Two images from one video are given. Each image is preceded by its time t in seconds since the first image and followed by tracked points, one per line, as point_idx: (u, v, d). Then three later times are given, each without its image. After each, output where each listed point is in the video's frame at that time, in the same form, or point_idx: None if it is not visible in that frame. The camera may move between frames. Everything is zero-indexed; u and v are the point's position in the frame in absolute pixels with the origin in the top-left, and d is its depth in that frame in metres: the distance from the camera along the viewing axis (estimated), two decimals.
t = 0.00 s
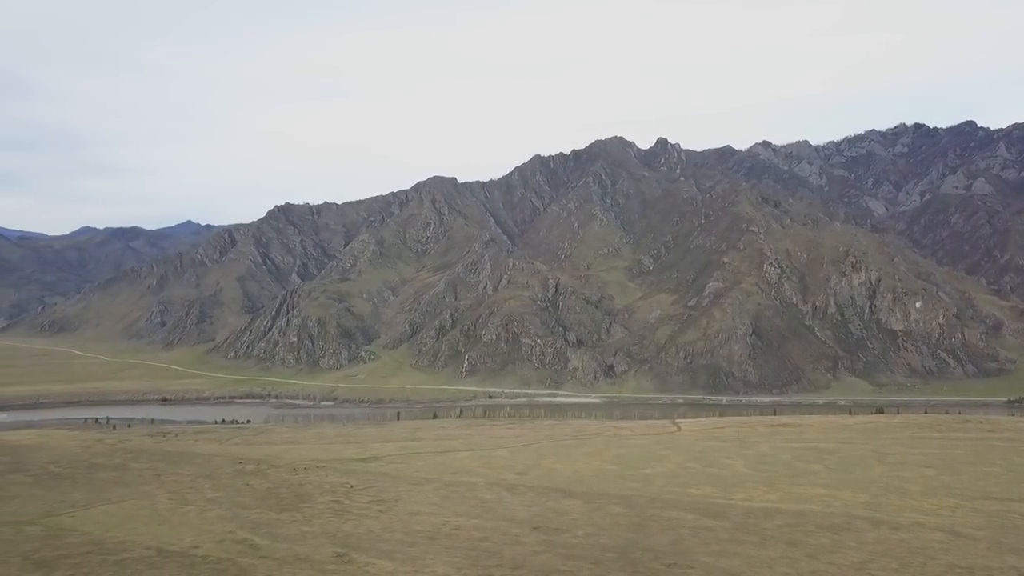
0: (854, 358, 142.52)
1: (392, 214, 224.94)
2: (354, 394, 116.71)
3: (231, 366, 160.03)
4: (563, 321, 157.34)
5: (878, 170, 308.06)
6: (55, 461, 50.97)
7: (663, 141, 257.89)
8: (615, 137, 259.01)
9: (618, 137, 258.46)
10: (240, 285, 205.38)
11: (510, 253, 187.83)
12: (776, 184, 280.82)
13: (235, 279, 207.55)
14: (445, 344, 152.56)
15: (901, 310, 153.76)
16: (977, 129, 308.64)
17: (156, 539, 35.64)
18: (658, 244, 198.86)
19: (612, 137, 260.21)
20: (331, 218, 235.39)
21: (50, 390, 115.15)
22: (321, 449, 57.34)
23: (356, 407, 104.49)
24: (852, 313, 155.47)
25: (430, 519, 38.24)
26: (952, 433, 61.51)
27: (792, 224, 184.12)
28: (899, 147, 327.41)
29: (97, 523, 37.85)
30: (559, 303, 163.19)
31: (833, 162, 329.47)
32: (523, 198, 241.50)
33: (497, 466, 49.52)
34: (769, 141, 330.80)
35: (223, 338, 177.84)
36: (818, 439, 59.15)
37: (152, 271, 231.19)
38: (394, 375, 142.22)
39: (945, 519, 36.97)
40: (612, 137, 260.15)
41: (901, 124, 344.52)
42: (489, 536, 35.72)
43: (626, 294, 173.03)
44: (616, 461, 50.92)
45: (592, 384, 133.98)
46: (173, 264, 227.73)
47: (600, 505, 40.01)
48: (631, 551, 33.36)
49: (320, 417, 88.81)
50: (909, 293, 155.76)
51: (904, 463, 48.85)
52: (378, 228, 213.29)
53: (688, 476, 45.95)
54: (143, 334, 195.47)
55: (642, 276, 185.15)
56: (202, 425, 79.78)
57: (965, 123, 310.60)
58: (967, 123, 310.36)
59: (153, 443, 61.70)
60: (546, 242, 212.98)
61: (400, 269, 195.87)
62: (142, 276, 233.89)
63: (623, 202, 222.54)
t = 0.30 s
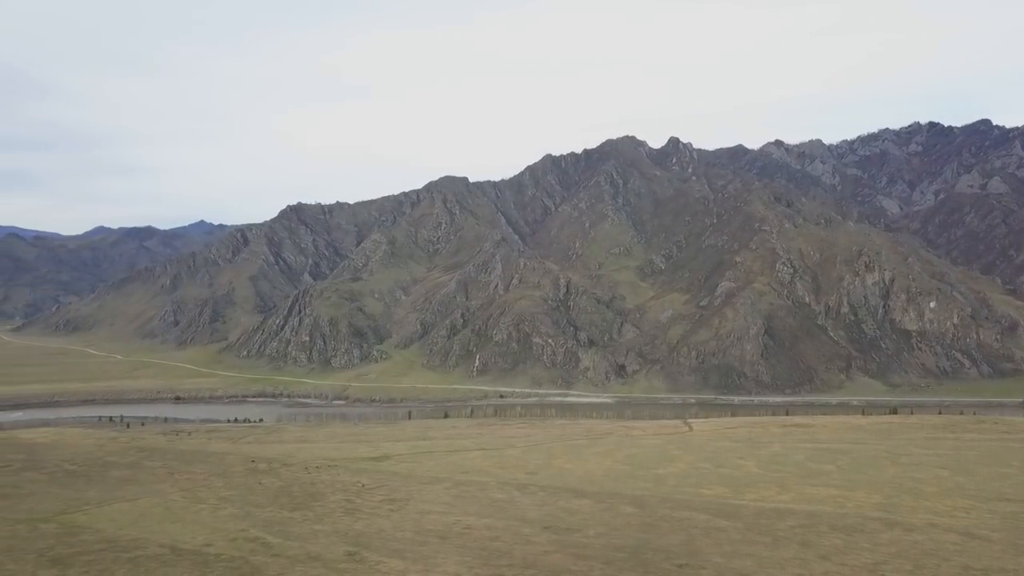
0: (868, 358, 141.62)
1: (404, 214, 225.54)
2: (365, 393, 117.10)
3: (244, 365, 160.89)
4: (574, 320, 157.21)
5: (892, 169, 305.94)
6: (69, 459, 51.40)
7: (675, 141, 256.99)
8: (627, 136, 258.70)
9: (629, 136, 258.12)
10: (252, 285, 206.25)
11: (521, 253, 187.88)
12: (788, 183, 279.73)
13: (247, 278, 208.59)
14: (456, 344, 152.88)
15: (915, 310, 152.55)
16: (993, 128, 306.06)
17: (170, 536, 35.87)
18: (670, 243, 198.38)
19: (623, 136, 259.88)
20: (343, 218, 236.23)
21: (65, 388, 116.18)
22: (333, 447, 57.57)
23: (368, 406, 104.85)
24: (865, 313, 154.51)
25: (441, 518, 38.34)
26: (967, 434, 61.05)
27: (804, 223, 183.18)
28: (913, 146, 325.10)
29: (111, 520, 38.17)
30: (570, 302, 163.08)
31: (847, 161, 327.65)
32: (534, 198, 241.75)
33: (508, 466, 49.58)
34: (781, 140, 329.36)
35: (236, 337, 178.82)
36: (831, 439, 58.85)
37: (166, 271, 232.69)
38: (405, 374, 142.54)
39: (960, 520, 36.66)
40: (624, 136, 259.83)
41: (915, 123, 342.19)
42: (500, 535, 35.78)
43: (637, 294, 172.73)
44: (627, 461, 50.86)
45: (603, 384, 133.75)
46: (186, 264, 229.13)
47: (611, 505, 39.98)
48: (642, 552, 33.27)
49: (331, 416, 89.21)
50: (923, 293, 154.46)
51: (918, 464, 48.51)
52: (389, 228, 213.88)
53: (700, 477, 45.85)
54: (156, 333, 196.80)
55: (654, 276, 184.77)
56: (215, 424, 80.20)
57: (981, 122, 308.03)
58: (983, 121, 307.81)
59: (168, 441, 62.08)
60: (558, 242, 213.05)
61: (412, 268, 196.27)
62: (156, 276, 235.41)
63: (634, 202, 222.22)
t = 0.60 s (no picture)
0: (881, 358, 140.73)
1: (415, 213, 225.94)
2: (377, 393, 117.30)
3: (256, 364, 161.68)
4: (585, 320, 156.99)
5: (906, 168, 303.69)
6: (84, 458, 51.80)
7: (686, 140, 256.11)
8: (638, 135, 258.17)
9: (641, 135, 257.60)
10: (264, 284, 207.06)
11: (531, 252, 187.74)
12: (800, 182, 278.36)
13: (260, 278, 209.54)
14: (468, 343, 153.09)
15: (929, 310, 151.27)
16: (1008, 126, 303.37)
17: (183, 534, 36.09)
18: (681, 243, 197.78)
19: (634, 135, 259.35)
20: (354, 218, 236.94)
21: (79, 387, 117.10)
22: (345, 446, 57.79)
23: (380, 405, 105.14)
24: (878, 313, 153.59)
25: (453, 517, 38.40)
26: (981, 435, 60.61)
27: (817, 223, 182.16)
28: (927, 145, 322.67)
29: (125, 518, 38.45)
30: (581, 302, 162.81)
31: (860, 160, 325.60)
32: (545, 197, 241.69)
33: (520, 465, 49.61)
34: (794, 139, 327.89)
35: (248, 336, 179.69)
36: (844, 439, 58.56)
37: (179, 270, 234.09)
38: (417, 374, 142.83)
39: (974, 522, 36.42)
40: (635, 135, 259.28)
41: (929, 121, 339.72)
42: (511, 534, 35.79)
43: (649, 293, 172.34)
44: (639, 461, 50.80)
45: (615, 384, 133.46)
46: (199, 263, 230.42)
47: (623, 505, 39.91)
48: (653, 552, 33.21)
49: (342, 415, 89.53)
50: (937, 293, 153.07)
51: (931, 465, 48.19)
52: (400, 228, 214.31)
53: (711, 477, 45.75)
54: (169, 332, 198.00)
55: (666, 276, 184.21)
56: (227, 423, 80.59)
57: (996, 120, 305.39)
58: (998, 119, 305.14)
59: (181, 440, 62.42)
60: (569, 241, 212.98)
61: (423, 268, 196.61)
62: (169, 275, 236.78)
63: (646, 200, 221.74)
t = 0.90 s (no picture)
0: (894, 358, 139.72)
1: (426, 213, 226.46)
2: (389, 392, 117.51)
3: (268, 363, 162.48)
4: (596, 320, 156.75)
5: (920, 167, 301.62)
6: (98, 456, 52.21)
7: (698, 139, 255.21)
8: (650, 135, 257.69)
9: (653, 134, 257.13)
10: (276, 284, 207.96)
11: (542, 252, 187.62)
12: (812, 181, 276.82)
13: (272, 277, 210.57)
14: (478, 343, 153.29)
15: (943, 310, 149.92)
16: None
17: (195, 533, 36.27)
18: (693, 242, 197.12)
19: (646, 135, 258.87)
20: (366, 218, 237.71)
21: (93, 385, 117.99)
22: (356, 445, 57.98)
23: (392, 404, 105.40)
24: (892, 313, 152.63)
25: (463, 516, 38.43)
26: (996, 436, 60.10)
27: (830, 222, 181.15)
28: (941, 144, 320.36)
29: (137, 516, 38.67)
30: (592, 302, 162.62)
31: (873, 159, 323.60)
32: (556, 197, 241.69)
33: (530, 465, 49.58)
34: (806, 138, 326.40)
35: (260, 336, 180.56)
36: (857, 440, 58.26)
37: (192, 270, 235.59)
38: (428, 373, 143.11)
39: (989, 524, 36.10)
40: (647, 134, 258.80)
41: (943, 120, 337.41)
42: (522, 534, 35.78)
43: (660, 293, 171.94)
44: (649, 461, 50.71)
45: (626, 384, 133.19)
46: (212, 263, 231.85)
47: (634, 505, 39.84)
48: (664, 552, 33.12)
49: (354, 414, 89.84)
50: (951, 293, 151.65)
51: (945, 466, 47.85)
52: (411, 228, 214.80)
53: (723, 477, 45.59)
54: (182, 331, 199.28)
55: (677, 275, 183.68)
56: (240, 422, 81.11)
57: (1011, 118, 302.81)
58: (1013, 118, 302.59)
59: (194, 439, 62.84)
60: (580, 241, 212.89)
61: (434, 268, 196.96)
62: (182, 275, 238.29)
63: (657, 200, 221.26)
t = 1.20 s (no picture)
0: (908, 358, 138.76)
1: (437, 213, 226.74)
2: (400, 391, 117.68)
3: (280, 362, 163.18)
4: (607, 320, 156.46)
5: (934, 166, 299.52)
6: (112, 454, 52.63)
7: (710, 138, 254.22)
8: (661, 134, 257.05)
9: (664, 134, 256.44)
10: (288, 283, 208.79)
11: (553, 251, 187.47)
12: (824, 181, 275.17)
13: (283, 277, 211.43)
14: (489, 342, 153.37)
15: (957, 310, 148.63)
16: None
17: (208, 531, 36.50)
18: (705, 242, 196.40)
19: (658, 134, 258.21)
20: (377, 217, 238.27)
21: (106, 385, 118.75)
22: (367, 444, 58.15)
23: (403, 403, 105.64)
24: (905, 313, 151.65)
25: (474, 516, 38.47)
26: (1011, 437, 59.63)
27: (843, 222, 180.12)
28: (955, 143, 318.03)
29: (151, 514, 38.94)
30: (603, 301, 162.34)
31: (887, 158, 321.56)
32: (566, 196, 241.50)
33: (541, 465, 49.55)
34: (818, 137, 324.73)
35: (272, 335, 181.34)
36: (869, 441, 57.94)
37: (204, 269, 236.87)
38: (439, 373, 143.31)
39: (1003, 526, 35.80)
40: (658, 134, 258.14)
41: (957, 119, 335.07)
42: (533, 534, 35.78)
43: (671, 293, 171.48)
44: (661, 461, 50.60)
45: (637, 384, 132.88)
46: (224, 263, 233.01)
47: (645, 505, 39.77)
48: (676, 552, 33.02)
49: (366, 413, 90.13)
50: (965, 293, 150.25)
51: (960, 467, 47.49)
52: (422, 227, 215.13)
53: (735, 478, 45.40)
54: (195, 331, 200.41)
55: (688, 275, 183.10)
56: (251, 420, 81.56)
57: None
58: None
59: (206, 437, 63.21)
60: (591, 241, 212.63)
61: (445, 267, 197.20)
62: (194, 274, 239.60)
63: (668, 199, 220.69)
